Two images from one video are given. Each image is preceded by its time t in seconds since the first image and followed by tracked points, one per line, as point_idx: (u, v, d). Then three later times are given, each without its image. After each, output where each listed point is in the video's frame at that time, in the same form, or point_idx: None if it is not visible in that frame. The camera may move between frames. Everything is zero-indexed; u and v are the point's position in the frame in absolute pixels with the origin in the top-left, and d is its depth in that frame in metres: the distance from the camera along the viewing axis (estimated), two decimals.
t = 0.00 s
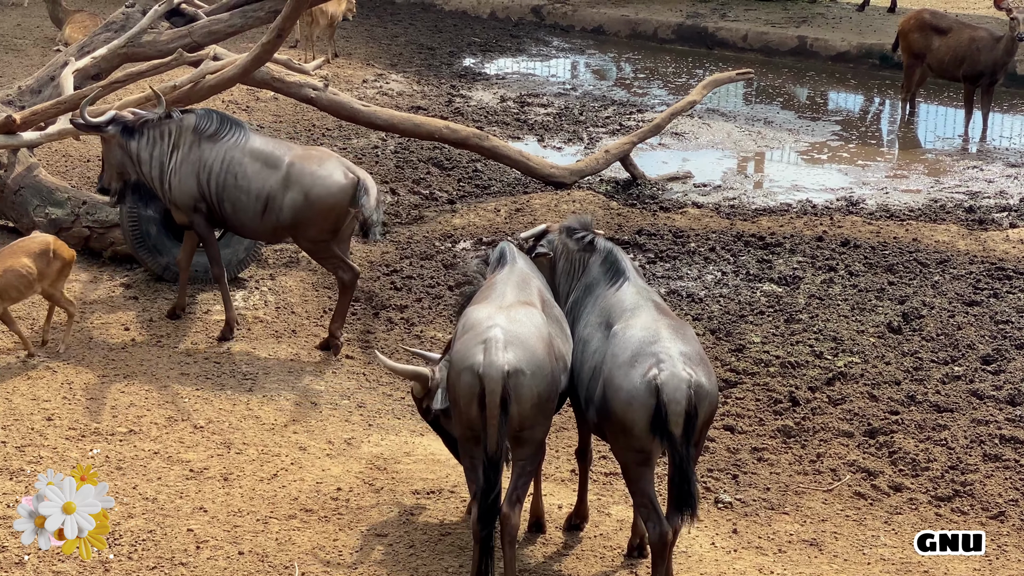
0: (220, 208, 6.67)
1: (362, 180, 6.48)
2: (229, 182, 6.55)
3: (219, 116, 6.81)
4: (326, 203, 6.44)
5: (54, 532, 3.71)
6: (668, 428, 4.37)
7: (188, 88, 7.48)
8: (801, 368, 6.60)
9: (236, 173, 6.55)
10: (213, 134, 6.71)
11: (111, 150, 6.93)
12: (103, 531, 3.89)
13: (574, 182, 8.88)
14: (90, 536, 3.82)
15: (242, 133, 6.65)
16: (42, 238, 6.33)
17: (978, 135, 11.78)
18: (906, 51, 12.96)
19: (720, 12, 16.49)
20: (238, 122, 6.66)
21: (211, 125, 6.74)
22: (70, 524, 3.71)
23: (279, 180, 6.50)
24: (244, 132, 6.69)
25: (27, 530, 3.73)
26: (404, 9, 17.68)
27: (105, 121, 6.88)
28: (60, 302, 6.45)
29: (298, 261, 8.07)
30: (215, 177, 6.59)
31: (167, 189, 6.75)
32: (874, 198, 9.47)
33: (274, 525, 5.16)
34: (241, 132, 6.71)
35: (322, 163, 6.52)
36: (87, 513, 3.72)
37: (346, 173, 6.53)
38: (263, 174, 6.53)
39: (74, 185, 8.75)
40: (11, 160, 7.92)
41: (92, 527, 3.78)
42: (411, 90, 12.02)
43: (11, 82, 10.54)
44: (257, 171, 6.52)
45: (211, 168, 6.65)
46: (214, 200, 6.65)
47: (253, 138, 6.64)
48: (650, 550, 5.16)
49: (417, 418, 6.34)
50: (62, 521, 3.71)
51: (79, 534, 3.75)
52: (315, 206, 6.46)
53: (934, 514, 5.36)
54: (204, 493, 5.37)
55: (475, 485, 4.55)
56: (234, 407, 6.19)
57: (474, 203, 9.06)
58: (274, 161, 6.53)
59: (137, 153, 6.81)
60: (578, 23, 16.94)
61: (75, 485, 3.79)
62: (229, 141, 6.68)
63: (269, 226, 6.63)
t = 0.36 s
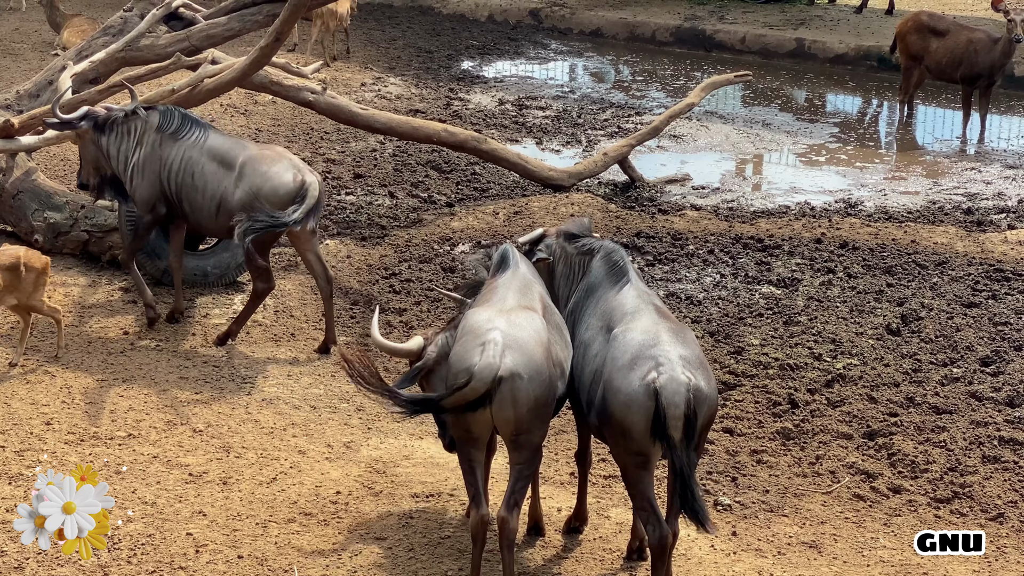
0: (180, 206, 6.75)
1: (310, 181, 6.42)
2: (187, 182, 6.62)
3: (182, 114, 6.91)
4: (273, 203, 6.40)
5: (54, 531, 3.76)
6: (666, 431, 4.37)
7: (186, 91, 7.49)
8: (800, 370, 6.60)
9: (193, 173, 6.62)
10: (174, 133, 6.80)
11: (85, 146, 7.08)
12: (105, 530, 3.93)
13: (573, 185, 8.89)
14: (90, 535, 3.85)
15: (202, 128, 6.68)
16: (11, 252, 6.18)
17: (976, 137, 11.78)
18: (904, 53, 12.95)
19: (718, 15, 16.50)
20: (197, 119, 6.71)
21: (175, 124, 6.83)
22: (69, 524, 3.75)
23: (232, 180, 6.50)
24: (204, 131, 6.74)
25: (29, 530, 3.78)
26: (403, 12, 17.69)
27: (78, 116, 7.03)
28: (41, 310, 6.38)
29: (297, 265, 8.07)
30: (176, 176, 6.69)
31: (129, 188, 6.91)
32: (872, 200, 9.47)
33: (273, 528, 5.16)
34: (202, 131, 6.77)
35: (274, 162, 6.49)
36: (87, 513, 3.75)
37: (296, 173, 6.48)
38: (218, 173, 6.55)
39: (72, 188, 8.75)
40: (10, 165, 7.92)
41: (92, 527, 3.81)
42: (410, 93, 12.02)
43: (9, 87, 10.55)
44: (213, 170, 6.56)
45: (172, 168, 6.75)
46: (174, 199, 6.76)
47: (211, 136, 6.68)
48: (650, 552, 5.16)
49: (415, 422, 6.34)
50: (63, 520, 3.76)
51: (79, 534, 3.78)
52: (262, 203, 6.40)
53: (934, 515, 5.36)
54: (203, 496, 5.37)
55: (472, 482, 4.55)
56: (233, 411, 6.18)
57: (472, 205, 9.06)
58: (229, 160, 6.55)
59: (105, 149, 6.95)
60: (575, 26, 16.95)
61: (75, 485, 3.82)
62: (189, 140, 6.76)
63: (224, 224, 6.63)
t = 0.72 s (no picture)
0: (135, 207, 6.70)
1: (271, 176, 6.44)
2: (139, 181, 6.57)
3: (137, 115, 6.87)
4: (234, 198, 6.37)
5: (54, 531, 3.57)
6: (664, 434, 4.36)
7: (182, 95, 7.50)
8: (797, 372, 6.59)
9: (146, 173, 6.57)
10: (128, 134, 6.76)
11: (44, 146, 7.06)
12: (102, 532, 3.76)
13: (569, 188, 8.89)
14: (89, 536, 3.69)
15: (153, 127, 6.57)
16: None
17: (973, 139, 11.79)
18: (901, 55, 12.96)
19: (714, 17, 16.51)
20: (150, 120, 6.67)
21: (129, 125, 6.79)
22: (69, 524, 3.57)
23: (187, 178, 6.46)
24: (158, 132, 6.70)
25: (24, 531, 3.58)
26: (398, 15, 17.70)
27: (43, 114, 6.94)
28: None
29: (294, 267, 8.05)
30: (129, 177, 6.65)
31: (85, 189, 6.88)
32: (869, 202, 9.47)
33: (270, 532, 5.15)
34: (156, 132, 6.72)
35: (231, 160, 6.46)
36: (87, 513, 3.60)
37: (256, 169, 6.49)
38: (173, 172, 6.51)
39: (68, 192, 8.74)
40: (6, 168, 7.91)
41: (92, 527, 3.64)
42: (406, 96, 12.02)
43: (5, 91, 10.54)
44: (165, 169, 6.51)
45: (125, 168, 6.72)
46: (127, 198, 6.72)
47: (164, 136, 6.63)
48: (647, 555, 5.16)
49: (412, 425, 6.34)
50: (62, 521, 3.57)
51: (78, 535, 3.61)
52: (222, 201, 6.38)
53: (932, 517, 5.36)
54: (201, 500, 5.36)
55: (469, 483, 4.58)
56: (230, 415, 6.18)
57: (469, 209, 9.06)
58: (183, 159, 6.51)
59: (65, 150, 6.94)
60: (572, 29, 16.95)
61: (74, 485, 3.66)
62: (143, 141, 6.72)
63: (180, 224, 6.57)
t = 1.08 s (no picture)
0: (98, 207, 6.63)
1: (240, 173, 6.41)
2: (103, 179, 6.53)
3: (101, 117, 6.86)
4: (204, 196, 6.32)
5: (54, 532, 3.61)
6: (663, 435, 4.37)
7: (179, 99, 7.49)
8: (794, 374, 6.59)
9: (111, 172, 6.53)
10: (89, 134, 6.73)
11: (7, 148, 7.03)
12: (102, 533, 3.80)
13: (566, 190, 8.89)
14: (89, 536, 3.72)
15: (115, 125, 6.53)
16: None
17: (970, 141, 11.80)
18: (897, 57, 12.97)
19: (711, 19, 16.52)
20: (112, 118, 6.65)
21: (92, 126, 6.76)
22: (69, 524, 3.61)
23: (154, 175, 6.42)
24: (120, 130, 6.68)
25: (25, 531, 3.62)
26: (396, 18, 17.70)
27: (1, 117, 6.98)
28: None
29: (291, 269, 8.05)
30: (92, 176, 6.59)
31: (46, 190, 6.83)
32: (866, 204, 9.48)
33: (268, 535, 5.15)
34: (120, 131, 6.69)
35: (197, 157, 6.42)
36: (87, 513, 3.63)
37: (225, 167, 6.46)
38: (139, 169, 6.46)
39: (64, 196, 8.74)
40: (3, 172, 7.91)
41: (92, 527, 3.67)
42: (403, 99, 12.02)
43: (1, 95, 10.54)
44: (132, 167, 6.47)
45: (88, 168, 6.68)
46: (89, 198, 6.66)
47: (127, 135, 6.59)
48: (645, 558, 5.16)
49: (410, 429, 6.34)
50: (62, 521, 3.61)
51: (79, 534, 3.65)
52: (191, 197, 6.33)
53: (929, 519, 5.36)
54: (198, 504, 5.37)
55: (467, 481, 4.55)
56: (227, 418, 6.18)
57: (466, 211, 9.06)
58: (150, 156, 6.47)
59: (27, 151, 6.91)
60: (569, 31, 16.95)
61: (74, 486, 3.69)
62: (106, 140, 6.68)
63: (147, 221, 6.52)
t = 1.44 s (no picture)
0: (68, 208, 6.59)
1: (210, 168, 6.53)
2: (74, 182, 6.49)
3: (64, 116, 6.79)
4: (179, 194, 6.44)
5: (54, 531, 3.77)
6: (663, 437, 4.39)
7: (177, 101, 7.44)
8: (793, 376, 6.59)
9: (81, 173, 6.50)
10: (54, 135, 6.65)
11: None
12: (102, 532, 3.95)
13: (565, 193, 8.88)
14: (89, 536, 3.88)
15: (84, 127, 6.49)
16: None
17: (968, 142, 11.81)
18: (895, 59, 12.97)
19: (709, 21, 16.53)
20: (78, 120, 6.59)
21: (57, 125, 6.67)
22: (69, 524, 3.76)
23: (127, 176, 6.46)
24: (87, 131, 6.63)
25: (26, 531, 3.78)
26: (393, 21, 17.70)
27: None
28: None
29: (290, 272, 8.05)
30: (61, 178, 6.53)
31: (11, 191, 6.73)
32: (864, 205, 9.48)
33: (266, 538, 5.15)
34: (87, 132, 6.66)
35: (170, 156, 6.50)
36: (86, 512, 3.75)
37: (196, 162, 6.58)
38: (111, 170, 6.48)
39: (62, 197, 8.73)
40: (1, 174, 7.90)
41: (91, 527, 3.82)
42: (401, 102, 12.02)
43: None
44: (104, 168, 6.48)
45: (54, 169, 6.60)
46: (59, 200, 6.59)
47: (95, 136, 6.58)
48: (644, 560, 5.16)
49: (408, 431, 6.34)
50: (62, 520, 3.77)
51: (78, 534, 3.79)
52: (168, 197, 6.44)
53: (928, 520, 5.36)
54: (196, 506, 5.37)
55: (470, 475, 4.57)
56: (226, 421, 6.18)
57: (464, 213, 9.06)
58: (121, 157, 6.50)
59: None
60: (567, 33, 16.95)
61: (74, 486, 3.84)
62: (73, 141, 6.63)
63: (121, 222, 6.58)
